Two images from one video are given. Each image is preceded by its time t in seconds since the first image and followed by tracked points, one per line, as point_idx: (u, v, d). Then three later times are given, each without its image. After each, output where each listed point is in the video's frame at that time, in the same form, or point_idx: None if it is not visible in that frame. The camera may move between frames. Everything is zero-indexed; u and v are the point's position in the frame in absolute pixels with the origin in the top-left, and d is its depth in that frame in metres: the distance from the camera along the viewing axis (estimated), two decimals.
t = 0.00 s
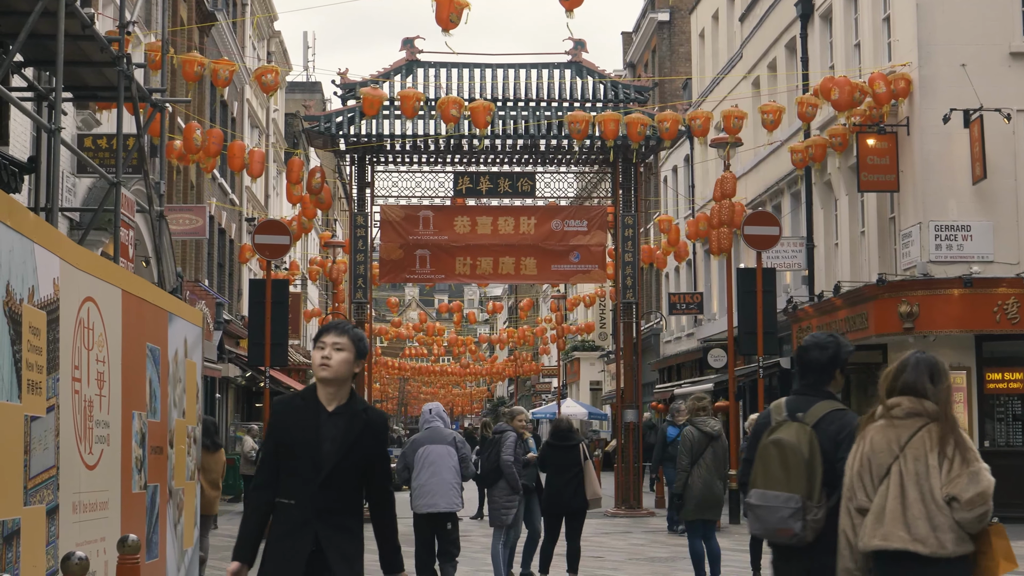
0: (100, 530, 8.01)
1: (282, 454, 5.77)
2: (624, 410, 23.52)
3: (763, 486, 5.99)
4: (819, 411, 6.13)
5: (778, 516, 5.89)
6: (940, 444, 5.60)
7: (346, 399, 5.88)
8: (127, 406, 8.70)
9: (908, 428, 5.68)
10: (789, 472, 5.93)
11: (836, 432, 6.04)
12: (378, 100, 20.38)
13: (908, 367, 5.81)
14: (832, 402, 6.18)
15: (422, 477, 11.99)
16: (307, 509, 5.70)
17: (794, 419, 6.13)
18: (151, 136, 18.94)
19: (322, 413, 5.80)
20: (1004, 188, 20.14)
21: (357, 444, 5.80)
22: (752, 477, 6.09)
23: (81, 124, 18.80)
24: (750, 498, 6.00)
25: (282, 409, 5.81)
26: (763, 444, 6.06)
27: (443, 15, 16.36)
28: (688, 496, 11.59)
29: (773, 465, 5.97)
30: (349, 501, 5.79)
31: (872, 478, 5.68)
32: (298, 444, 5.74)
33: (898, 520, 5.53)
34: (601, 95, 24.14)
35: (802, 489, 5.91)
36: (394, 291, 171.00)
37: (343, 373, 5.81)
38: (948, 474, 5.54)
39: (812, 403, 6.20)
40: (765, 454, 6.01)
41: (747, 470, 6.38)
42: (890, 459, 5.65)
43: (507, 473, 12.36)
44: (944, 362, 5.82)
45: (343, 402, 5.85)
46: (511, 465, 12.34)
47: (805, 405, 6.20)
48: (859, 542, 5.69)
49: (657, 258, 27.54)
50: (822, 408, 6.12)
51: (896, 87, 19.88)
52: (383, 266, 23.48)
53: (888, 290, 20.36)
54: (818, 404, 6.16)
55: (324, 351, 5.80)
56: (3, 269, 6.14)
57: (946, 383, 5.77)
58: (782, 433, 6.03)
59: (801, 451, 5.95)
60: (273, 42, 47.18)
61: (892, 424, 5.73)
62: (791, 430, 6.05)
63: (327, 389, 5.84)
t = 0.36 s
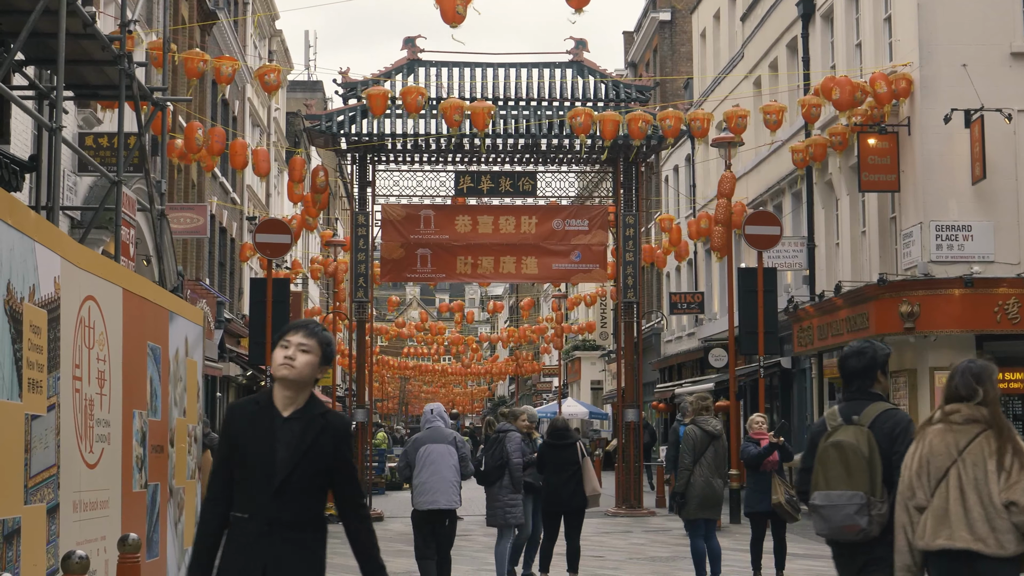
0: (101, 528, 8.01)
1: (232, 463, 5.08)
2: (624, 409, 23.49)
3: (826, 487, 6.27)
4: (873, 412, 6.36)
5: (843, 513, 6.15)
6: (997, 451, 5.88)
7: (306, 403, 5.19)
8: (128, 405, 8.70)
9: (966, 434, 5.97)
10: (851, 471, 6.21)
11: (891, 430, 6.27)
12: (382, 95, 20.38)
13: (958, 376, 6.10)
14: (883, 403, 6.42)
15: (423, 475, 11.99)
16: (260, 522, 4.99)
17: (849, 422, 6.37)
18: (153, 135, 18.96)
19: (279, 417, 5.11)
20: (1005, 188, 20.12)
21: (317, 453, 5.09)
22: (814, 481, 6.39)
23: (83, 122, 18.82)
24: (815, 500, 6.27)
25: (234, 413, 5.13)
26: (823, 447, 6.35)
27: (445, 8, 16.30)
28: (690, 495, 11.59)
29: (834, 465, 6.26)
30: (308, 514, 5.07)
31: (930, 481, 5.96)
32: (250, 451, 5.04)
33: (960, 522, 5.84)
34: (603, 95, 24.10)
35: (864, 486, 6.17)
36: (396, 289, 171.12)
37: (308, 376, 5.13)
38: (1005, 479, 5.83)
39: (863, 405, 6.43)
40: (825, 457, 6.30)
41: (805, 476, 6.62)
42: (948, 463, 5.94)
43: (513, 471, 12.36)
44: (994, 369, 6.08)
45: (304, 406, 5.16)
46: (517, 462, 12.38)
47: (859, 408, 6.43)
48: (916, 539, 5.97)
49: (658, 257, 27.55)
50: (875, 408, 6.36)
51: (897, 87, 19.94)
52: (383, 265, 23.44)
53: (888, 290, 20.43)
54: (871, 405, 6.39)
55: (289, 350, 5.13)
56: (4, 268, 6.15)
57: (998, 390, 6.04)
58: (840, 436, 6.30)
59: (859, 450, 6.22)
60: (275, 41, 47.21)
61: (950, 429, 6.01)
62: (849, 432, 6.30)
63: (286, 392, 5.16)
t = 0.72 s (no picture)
0: (100, 527, 8.02)
1: (144, 470, 4.70)
2: (623, 409, 23.48)
3: (870, 476, 6.58)
4: (915, 406, 6.66)
5: (886, 501, 6.44)
6: None
7: (219, 403, 4.75)
8: (128, 405, 8.70)
9: (1015, 439, 5.94)
10: (894, 463, 6.52)
11: (931, 422, 6.57)
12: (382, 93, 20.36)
13: (1007, 383, 6.08)
14: (926, 397, 6.72)
15: (424, 473, 11.99)
16: (172, 532, 4.59)
17: (893, 416, 6.67)
18: (153, 133, 18.96)
19: (190, 418, 4.71)
20: (1006, 189, 20.11)
21: (230, 455, 4.65)
22: (860, 472, 6.70)
23: (84, 121, 18.83)
24: (860, 488, 6.58)
25: (148, 418, 4.77)
26: (868, 440, 6.68)
27: (453, 13, 16.33)
28: (690, 495, 11.60)
29: (877, 457, 6.58)
30: (227, 525, 4.64)
31: (980, 481, 5.93)
32: (157, 456, 4.67)
33: (1005, 521, 5.78)
34: (603, 94, 24.04)
35: (905, 476, 6.47)
36: (398, 289, 171.22)
37: (218, 373, 4.71)
38: None
39: (906, 399, 6.73)
40: (870, 449, 6.63)
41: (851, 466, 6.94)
42: (998, 465, 5.92)
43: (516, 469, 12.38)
44: None
45: (215, 405, 4.74)
46: (520, 463, 12.39)
47: (902, 402, 6.73)
48: (970, 539, 5.92)
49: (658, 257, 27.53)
50: (917, 402, 6.66)
51: (898, 87, 19.91)
52: (384, 264, 23.42)
53: (889, 290, 20.42)
54: (914, 399, 6.70)
55: (197, 347, 4.71)
56: (5, 268, 6.16)
57: None
58: (883, 429, 6.63)
59: (900, 441, 6.53)
60: (275, 41, 47.24)
61: (999, 434, 5.99)
62: (892, 425, 6.62)
63: (196, 392, 4.75)
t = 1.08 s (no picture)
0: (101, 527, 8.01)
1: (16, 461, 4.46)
2: (624, 410, 23.50)
3: (925, 483, 6.55)
4: (974, 418, 6.61)
5: (940, 509, 6.41)
6: None
7: (85, 383, 4.44)
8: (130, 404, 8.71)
9: None
10: (950, 471, 6.48)
11: (990, 436, 6.53)
12: (383, 98, 20.40)
13: None
14: (984, 411, 6.67)
15: (418, 472, 12.04)
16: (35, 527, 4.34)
17: (950, 426, 6.63)
18: (155, 133, 18.95)
19: (54, 403, 4.42)
20: (1007, 190, 20.10)
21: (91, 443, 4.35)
22: (915, 478, 6.67)
23: (85, 121, 18.84)
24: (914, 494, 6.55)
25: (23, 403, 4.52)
26: (925, 447, 6.63)
27: (455, 20, 16.35)
28: (690, 495, 11.58)
29: (934, 464, 6.54)
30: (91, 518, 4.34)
31: None
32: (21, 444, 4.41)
33: None
34: (605, 95, 24.04)
35: (961, 486, 6.42)
36: (400, 288, 171.32)
37: (80, 352, 4.35)
38: None
39: (965, 411, 6.69)
40: (927, 457, 6.59)
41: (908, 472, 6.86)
42: None
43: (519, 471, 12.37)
44: None
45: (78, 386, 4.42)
46: (522, 463, 12.42)
47: (960, 414, 6.68)
48: None
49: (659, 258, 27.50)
50: (976, 415, 6.61)
51: (900, 87, 19.85)
52: (384, 264, 23.42)
53: (890, 291, 20.38)
54: (973, 412, 6.64)
55: (56, 325, 4.33)
56: (6, 267, 6.15)
57: None
58: (941, 438, 6.58)
59: (959, 451, 6.48)
60: (277, 40, 47.26)
61: None
62: (949, 434, 6.57)
63: (63, 373, 4.44)
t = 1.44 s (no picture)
0: (102, 526, 8.00)
1: None
2: (625, 411, 23.50)
3: (979, 479, 6.62)
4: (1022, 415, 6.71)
5: (997, 502, 6.52)
6: None
7: None
8: (130, 403, 8.71)
9: None
10: (1004, 464, 6.57)
11: None
12: (387, 99, 20.36)
13: None
14: None
15: (417, 473, 12.06)
16: None
17: (1000, 422, 6.73)
18: (156, 132, 18.95)
19: None
20: (1008, 191, 20.10)
21: None
22: (967, 475, 6.72)
23: (87, 120, 18.83)
24: (970, 490, 6.62)
25: None
26: (977, 444, 6.68)
27: (455, 24, 16.37)
28: (691, 496, 11.59)
29: (988, 461, 6.60)
30: None
31: None
32: None
33: None
34: (607, 95, 24.03)
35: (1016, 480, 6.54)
36: (400, 288, 171.33)
37: None
38: None
39: (1010, 408, 6.80)
40: (979, 453, 6.64)
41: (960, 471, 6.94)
42: None
43: (517, 473, 12.33)
44: None
45: None
46: (518, 464, 12.30)
47: (1006, 411, 6.79)
48: None
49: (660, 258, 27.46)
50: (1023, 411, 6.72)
51: (902, 89, 19.83)
52: (385, 264, 23.42)
53: (892, 292, 20.31)
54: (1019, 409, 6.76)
55: None
56: (7, 267, 6.14)
57: None
58: (992, 434, 6.65)
59: (1010, 445, 6.57)
60: (279, 40, 47.26)
61: None
62: (1000, 431, 6.65)
63: None
